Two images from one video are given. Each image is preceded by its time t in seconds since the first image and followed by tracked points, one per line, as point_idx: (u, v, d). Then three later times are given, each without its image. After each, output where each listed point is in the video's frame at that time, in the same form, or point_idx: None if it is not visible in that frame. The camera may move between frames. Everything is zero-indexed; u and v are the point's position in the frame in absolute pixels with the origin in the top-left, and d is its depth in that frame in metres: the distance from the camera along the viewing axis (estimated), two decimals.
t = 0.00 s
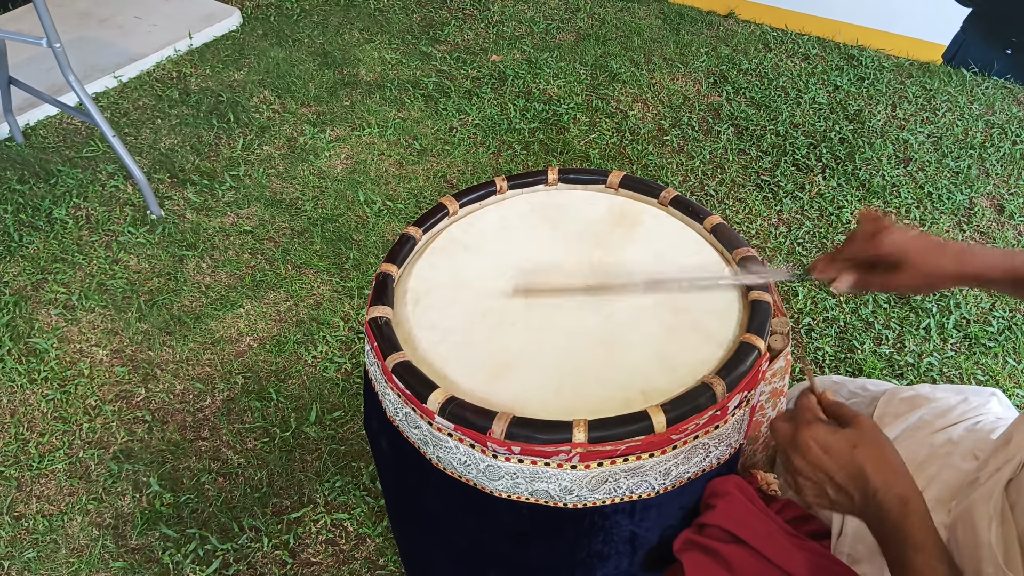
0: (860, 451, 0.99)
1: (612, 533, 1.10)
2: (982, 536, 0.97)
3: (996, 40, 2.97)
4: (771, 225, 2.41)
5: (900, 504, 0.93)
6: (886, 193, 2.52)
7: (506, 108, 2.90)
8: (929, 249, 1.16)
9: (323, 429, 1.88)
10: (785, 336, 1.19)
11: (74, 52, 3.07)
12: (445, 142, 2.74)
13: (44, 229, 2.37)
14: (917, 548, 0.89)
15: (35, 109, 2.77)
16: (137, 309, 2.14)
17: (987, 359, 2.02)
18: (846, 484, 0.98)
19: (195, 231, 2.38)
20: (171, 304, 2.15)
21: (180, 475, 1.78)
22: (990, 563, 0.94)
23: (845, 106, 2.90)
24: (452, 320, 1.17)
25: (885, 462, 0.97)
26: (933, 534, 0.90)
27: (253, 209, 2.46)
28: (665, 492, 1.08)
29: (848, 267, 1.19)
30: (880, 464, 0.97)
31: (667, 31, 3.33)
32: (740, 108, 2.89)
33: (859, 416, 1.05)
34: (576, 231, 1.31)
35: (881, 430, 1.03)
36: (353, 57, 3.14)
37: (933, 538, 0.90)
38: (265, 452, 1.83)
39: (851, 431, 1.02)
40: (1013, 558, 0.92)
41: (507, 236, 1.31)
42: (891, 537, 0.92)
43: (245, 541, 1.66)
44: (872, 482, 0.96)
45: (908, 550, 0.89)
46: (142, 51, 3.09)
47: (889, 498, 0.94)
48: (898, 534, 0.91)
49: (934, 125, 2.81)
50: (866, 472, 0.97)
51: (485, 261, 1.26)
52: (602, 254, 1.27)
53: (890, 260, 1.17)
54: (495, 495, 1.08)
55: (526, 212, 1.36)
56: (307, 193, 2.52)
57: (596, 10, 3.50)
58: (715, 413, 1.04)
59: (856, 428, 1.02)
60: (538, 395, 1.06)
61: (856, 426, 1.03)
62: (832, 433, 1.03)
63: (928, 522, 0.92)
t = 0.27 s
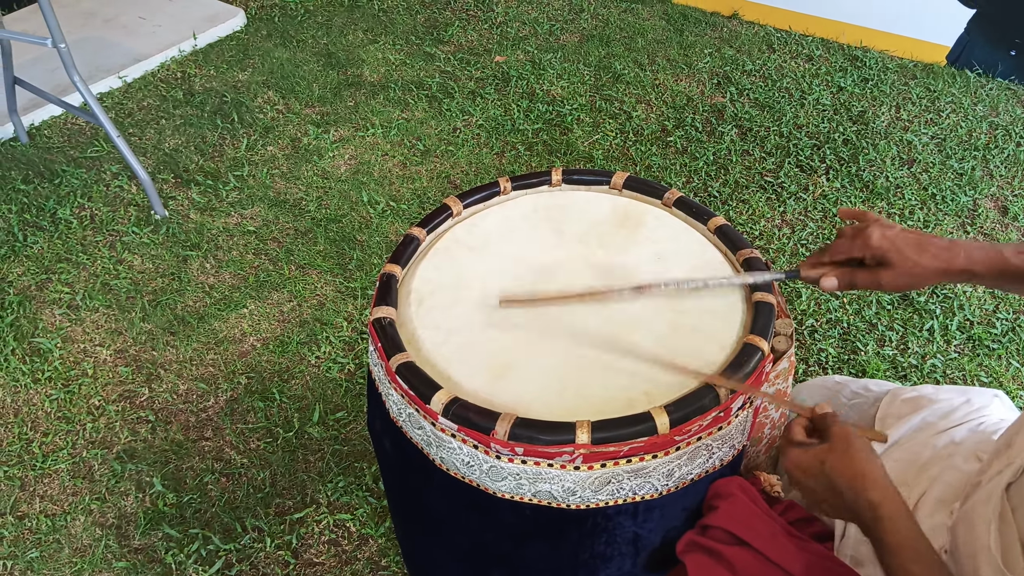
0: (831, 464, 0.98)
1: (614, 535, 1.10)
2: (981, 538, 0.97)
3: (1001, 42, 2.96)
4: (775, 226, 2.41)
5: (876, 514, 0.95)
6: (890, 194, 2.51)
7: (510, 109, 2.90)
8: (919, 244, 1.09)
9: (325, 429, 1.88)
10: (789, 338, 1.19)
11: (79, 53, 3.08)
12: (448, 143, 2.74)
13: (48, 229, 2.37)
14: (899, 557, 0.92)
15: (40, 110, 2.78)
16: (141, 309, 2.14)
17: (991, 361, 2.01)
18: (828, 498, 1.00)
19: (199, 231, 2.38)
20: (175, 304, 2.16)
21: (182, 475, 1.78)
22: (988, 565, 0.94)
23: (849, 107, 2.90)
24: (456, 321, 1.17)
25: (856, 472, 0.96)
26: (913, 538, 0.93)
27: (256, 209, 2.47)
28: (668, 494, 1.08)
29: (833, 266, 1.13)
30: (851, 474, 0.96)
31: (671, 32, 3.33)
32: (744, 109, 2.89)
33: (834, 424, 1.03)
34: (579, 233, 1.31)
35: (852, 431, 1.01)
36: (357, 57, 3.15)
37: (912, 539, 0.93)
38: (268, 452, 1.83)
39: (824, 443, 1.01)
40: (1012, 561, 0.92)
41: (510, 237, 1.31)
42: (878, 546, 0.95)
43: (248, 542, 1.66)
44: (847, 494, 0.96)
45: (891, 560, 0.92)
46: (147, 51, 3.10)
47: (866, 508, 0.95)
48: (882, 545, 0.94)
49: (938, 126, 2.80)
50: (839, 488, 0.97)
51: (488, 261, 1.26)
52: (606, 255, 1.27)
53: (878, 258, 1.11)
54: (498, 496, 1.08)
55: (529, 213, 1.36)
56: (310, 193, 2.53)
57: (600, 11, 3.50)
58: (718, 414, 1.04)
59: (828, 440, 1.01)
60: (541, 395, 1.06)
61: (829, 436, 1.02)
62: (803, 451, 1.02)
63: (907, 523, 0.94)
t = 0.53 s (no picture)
0: (845, 452, 0.95)
1: (610, 531, 1.10)
2: (978, 535, 0.97)
3: (996, 40, 2.96)
4: (770, 224, 2.41)
5: (888, 506, 0.91)
6: (885, 192, 2.52)
7: (506, 106, 2.89)
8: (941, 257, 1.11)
9: (321, 427, 1.88)
10: (785, 335, 1.19)
11: (73, 50, 3.06)
12: (444, 140, 2.74)
13: (42, 226, 2.36)
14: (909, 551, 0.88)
15: (34, 107, 2.76)
16: (135, 307, 2.13)
17: (985, 359, 2.02)
18: (836, 488, 0.96)
19: (194, 228, 2.37)
20: (170, 302, 2.15)
21: (177, 473, 1.78)
22: (986, 562, 0.94)
23: (844, 105, 2.90)
24: (452, 318, 1.17)
25: (871, 460, 0.94)
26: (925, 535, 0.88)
27: (251, 207, 2.46)
28: (664, 491, 1.08)
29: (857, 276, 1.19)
30: (866, 464, 0.94)
31: (667, 30, 3.33)
32: (740, 107, 2.89)
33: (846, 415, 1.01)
34: (576, 230, 1.31)
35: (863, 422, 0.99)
36: (352, 55, 3.14)
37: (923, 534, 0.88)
38: (263, 450, 1.83)
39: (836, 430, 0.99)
40: (1010, 559, 0.92)
41: (507, 234, 1.30)
42: (886, 541, 0.90)
43: (243, 539, 1.66)
44: (859, 484, 0.93)
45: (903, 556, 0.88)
46: (141, 48, 3.09)
47: (878, 498, 0.92)
48: (892, 539, 0.90)
49: (933, 125, 2.81)
50: (852, 476, 0.93)
51: (485, 259, 1.26)
52: (602, 252, 1.27)
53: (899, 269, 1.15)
54: (494, 493, 1.08)
55: (526, 210, 1.36)
56: (306, 191, 2.52)
57: (596, 9, 3.50)
58: (715, 411, 1.04)
59: (841, 428, 0.99)
60: (538, 393, 1.06)
61: (841, 425, 1.00)
62: (815, 435, 0.99)
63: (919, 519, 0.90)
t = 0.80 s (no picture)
0: (835, 473, 0.93)
1: (611, 530, 1.10)
2: (987, 536, 0.96)
3: (997, 38, 2.96)
4: (771, 222, 2.41)
5: (883, 528, 0.89)
6: (887, 190, 2.51)
7: (506, 104, 2.89)
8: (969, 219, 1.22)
9: (322, 425, 1.88)
10: (786, 333, 1.19)
11: (73, 48, 3.06)
12: (445, 138, 2.73)
13: (43, 224, 2.36)
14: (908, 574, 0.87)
15: (35, 105, 2.76)
16: (136, 305, 2.13)
17: (987, 357, 2.02)
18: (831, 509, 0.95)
19: (194, 227, 2.37)
20: (171, 300, 2.15)
21: (179, 471, 1.78)
22: (994, 563, 0.93)
23: (845, 103, 2.90)
24: (453, 316, 1.17)
25: (862, 481, 0.91)
26: (923, 554, 0.87)
27: (252, 205, 2.46)
28: (666, 489, 1.08)
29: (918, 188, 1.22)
30: (857, 485, 0.92)
31: (668, 28, 3.33)
32: (741, 105, 2.88)
33: (838, 431, 0.98)
34: (576, 228, 1.31)
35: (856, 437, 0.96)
36: (353, 53, 3.14)
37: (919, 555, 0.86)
38: (264, 448, 1.83)
39: (827, 449, 0.97)
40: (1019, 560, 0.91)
41: (508, 232, 1.30)
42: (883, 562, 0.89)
43: (244, 538, 1.66)
44: (852, 505, 0.92)
45: None
46: (142, 47, 3.09)
47: (872, 520, 0.90)
48: (886, 561, 0.89)
49: (934, 122, 2.80)
50: (844, 498, 0.92)
51: (486, 257, 1.26)
52: (603, 250, 1.26)
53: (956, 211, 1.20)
54: (495, 492, 1.08)
55: (526, 208, 1.36)
56: (306, 189, 2.52)
57: (597, 6, 3.49)
58: (716, 409, 1.04)
59: (831, 446, 0.96)
60: (538, 391, 1.06)
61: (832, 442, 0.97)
62: (807, 455, 0.97)
63: (917, 537, 0.88)
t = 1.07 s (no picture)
0: (850, 480, 0.93)
1: (611, 530, 1.10)
2: (990, 536, 0.96)
3: (996, 38, 2.96)
4: (771, 222, 2.41)
5: (898, 535, 0.90)
6: (886, 190, 2.52)
7: (506, 104, 2.89)
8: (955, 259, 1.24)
9: (322, 425, 1.88)
10: (786, 333, 1.19)
11: (73, 48, 3.06)
12: (445, 138, 2.73)
13: (43, 224, 2.36)
14: None
15: (34, 104, 2.76)
16: (136, 304, 2.13)
17: (986, 357, 2.02)
18: (843, 515, 0.95)
19: (194, 226, 2.37)
20: (170, 299, 2.15)
21: (178, 470, 1.78)
22: (998, 563, 0.93)
23: (845, 103, 2.90)
24: (454, 316, 1.17)
25: (877, 489, 0.92)
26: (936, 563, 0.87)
27: (252, 205, 2.46)
28: (665, 489, 1.08)
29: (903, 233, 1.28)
30: (871, 492, 0.92)
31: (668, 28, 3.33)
32: (740, 105, 2.88)
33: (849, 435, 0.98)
34: (577, 227, 1.31)
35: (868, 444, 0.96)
36: (352, 53, 3.14)
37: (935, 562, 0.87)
38: (264, 448, 1.83)
39: (839, 454, 0.96)
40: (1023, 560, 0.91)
41: (508, 232, 1.30)
42: (895, 568, 0.90)
43: (244, 537, 1.66)
44: (867, 512, 0.92)
45: None
46: (141, 46, 3.08)
47: (886, 527, 0.91)
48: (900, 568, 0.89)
49: (934, 123, 2.80)
50: (859, 505, 0.92)
51: (486, 257, 1.26)
52: (603, 250, 1.26)
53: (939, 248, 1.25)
54: (494, 492, 1.08)
55: (527, 208, 1.36)
56: (306, 189, 2.52)
57: (597, 7, 3.49)
58: (716, 409, 1.04)
59: (845, 451, 0.96)
60: (539, 391, 1.06)
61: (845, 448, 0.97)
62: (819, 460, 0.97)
63: (929, 545, 0.89)
